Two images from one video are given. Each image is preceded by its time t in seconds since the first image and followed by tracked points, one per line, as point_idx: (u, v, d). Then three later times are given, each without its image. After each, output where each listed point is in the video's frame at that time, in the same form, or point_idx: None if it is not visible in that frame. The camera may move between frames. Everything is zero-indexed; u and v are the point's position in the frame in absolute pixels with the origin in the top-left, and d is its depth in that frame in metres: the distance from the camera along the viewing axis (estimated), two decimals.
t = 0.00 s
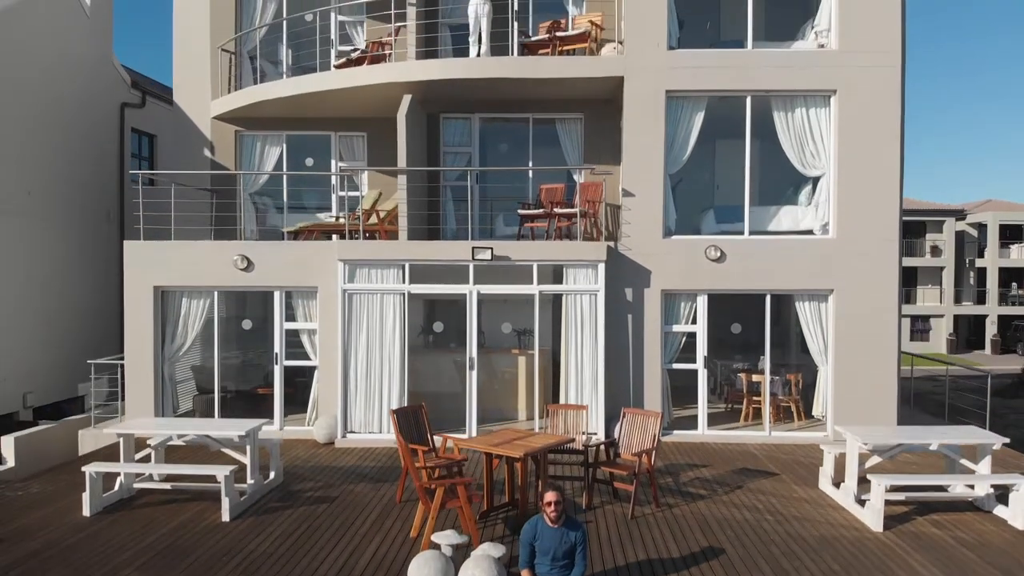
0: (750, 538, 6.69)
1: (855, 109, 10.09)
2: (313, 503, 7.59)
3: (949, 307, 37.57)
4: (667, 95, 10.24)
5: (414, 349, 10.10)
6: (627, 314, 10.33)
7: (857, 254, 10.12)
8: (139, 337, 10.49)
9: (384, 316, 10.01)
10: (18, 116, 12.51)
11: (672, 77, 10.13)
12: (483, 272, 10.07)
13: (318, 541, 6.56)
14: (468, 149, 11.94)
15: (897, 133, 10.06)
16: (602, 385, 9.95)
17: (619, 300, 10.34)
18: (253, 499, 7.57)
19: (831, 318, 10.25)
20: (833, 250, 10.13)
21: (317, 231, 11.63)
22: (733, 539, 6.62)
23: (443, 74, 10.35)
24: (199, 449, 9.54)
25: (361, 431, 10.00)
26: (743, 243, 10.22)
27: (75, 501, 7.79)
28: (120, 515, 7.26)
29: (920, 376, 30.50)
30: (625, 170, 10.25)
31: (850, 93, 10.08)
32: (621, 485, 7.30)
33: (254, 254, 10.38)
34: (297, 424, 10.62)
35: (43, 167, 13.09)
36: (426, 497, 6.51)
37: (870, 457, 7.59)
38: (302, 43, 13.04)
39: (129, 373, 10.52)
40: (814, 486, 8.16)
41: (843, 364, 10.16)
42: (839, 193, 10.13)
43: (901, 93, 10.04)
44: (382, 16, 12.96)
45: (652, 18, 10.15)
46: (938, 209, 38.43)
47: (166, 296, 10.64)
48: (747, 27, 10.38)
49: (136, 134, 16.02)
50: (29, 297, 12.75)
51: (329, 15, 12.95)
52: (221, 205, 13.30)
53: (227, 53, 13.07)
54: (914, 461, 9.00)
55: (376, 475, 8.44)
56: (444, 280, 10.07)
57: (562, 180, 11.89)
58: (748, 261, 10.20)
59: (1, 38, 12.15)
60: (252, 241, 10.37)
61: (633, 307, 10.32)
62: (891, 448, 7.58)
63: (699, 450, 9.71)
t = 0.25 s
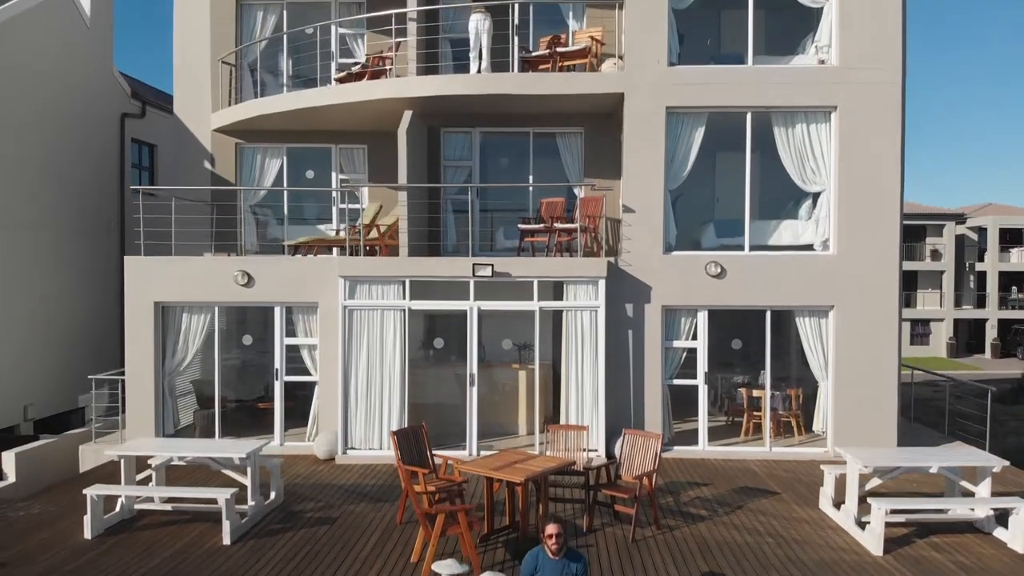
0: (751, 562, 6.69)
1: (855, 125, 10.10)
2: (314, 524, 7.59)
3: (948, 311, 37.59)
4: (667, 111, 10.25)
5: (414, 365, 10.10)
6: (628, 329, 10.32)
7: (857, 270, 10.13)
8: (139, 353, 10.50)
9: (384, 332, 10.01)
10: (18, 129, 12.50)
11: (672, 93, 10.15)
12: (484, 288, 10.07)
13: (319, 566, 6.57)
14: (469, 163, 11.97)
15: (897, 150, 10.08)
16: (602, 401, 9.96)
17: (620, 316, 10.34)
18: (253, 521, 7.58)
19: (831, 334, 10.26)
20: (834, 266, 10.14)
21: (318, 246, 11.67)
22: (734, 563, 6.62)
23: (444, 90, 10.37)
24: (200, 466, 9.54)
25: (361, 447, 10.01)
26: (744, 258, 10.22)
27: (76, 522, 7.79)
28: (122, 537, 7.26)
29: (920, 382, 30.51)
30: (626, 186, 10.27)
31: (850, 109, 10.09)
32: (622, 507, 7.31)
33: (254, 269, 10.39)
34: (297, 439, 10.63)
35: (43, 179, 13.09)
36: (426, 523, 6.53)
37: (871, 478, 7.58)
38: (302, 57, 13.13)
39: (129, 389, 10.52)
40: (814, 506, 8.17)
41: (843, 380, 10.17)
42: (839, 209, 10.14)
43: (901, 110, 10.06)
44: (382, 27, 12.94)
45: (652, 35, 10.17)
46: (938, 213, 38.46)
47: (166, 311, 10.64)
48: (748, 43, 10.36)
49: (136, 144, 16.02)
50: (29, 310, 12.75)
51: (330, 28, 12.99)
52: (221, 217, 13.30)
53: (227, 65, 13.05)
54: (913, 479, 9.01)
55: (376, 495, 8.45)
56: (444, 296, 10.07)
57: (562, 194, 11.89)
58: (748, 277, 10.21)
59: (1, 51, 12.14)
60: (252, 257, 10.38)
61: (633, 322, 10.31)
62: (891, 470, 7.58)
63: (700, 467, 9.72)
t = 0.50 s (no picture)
0: None
1: (855, 139, 10.11)
2: (315, 544, 7.60)
3: (949, 315, 37.59)
4: (667, 125, 10.25)
5: (415, 380, 10.09)
6: (628, 343, 10.32)
7: (857, 284, 10.14)
8: (140, 367, 10.51)
9: (385, 347, 10.01)
10: (18, 140, 12.50)
11: (672, 107, 10.16)
12: (484, 303, 10.07)
13: None
14: (468, 175, 11.97)
15: (897, 164, 10.08)
16: (603, 416, 9.96)
17: (620, 330, 10.33)
18: (254, 540, 7.58)
19: (831, 349, 10.26)
20: (834, 281, 10.15)
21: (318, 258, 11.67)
22: None
23: (445, 104, 10.38)
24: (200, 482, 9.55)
25: (361, 462, 10.03)
26: (744, 272, 10.23)
27: (77, 540, 7.80)
28: (123, 557, 7.26)
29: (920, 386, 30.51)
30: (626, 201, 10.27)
31: (850, 123, 10.10)
32: (623, 527, 7.31)
33: (255, 283, 10.40)
34: (297, 453, 10.63)
35: (43, 190, 13.09)
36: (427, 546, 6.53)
37: (871, 498, 7.59)
38: (303, 68, 13.14)
39: (130, 403, 10.53)
40: (815, 524, 8.18)
41: (843, 395, 10.17)
42: (840, 223, 10.14)
43: (901, 124, 10.06)
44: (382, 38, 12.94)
45: (652, 49, 10.18)
46: (938, 217, 38.46)
47: (167, 324, 10.64)
48: (749, 57, 10.36)
49: (136, 153, 16.02)
50: (29, 321, 12.76)
51: (330, 39, 13.00)
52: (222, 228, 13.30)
53: (228, 77, 13.04)
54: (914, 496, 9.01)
55: (377, 513, 8.46)
56: (444, 311, 10.06)
57: (563, 207, 11.89)
58: (748, 291, 10.21)
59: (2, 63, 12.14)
60: (253, 271, 10.39)
61: (633, 336, 10.31)
62: (892, 490, 7.58)
63: (700, 482, 9.72)
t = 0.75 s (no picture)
0: None
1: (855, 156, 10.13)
2: (315, 566, 7.60)
3: (949, 319, 37.60)
4: (667, 141, 10.27)
5: (415, 396, 10.09)
6: (629, 360, 10.32)
7: (857, 301, 10.15)
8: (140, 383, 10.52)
9: (385, 364, 10.02)
10: (19, 153, 12.49)
11: (672, 124, 10.18)
12: (485, 320, 10.06)
13: None
14: (469, 189, 12.00)
15: (897, 181, 10.09)
16: (604, 433, 9.95)
17: (621, 346, 10.32)
18: (255, 562, 7.59)
19: (832, 365, 10.27)
20: (834, 297, 10.16)
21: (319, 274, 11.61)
22: None
23: (445, 121, 10.42)
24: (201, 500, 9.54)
25: (362, 479, 10.03)
26: (744, 288, 10.24)
27: (78, 561, 7.81)
28: None
29: (920, 392, 30.50)
30: (626, 217, 10.29)
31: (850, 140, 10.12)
32: (624, 551, 7.31)
33: (256, 299, 10.41)
34: (297, 469, 10.63)
35: (44, 203, 13.09)
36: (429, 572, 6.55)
37: (871, 520, 7.59)
38: (303, 79, 13.09)
39: (131, 419, 10.54)
40: (815, 544, 8.19)
41: (843, 411, 10.19)
42: (840, 239, 10.16)
43: (901, 141, 10.07)
44: (383, 51, 12.95)
45: (652, 66, 10.21)
46: (938, 221, 38.47)
47: (167, 340, 10.65)
48: (749, 73, 10.37)
49: (136, 164, 16.03)
50: (29, 334, 12.76)
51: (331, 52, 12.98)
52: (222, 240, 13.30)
53: (228, 89, 13.02)
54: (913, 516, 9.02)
55: (378, 533, 8.46)
56: (445, 328, 10.06)
57: (563, 221, 11.89)
58: (748, 308, 10.22)
59: (3, 76, 12.13)
60: (253, 287, 10.40)
61: (634, 352, 10.31)
62: (892, 512, 7.59)
63: (700, 500, 9.72)
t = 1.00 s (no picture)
0: None
1: (856, 171, 10.13)
2: None
3: (949, 323, 37.61)
4: (667, 156, 10.29)
5: (416, 411, 10.11)
6: (630, 374, 10.31)
7: (858, 316, 10.16)
8: (141, 398, 10.53)
9: (386, 379, 10.02)
10: (20, 166, 12.50)
11: (672, 139, 10.21)
12: (485, 335, 10.05)
13: None
14: (470, 202, 12.02)
15: (898, 196, 10.09)
16: (604, 448, 9.93)
17: (621, 360, 10.32)
18: None
19: (832, 380, 10.28)
20: (834, 312, 10.17)
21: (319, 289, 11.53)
22: None
23: (446, 135, 10.45)
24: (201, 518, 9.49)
25: (363, 494, 10.04)
26: (744, 303, 10.25)
27: None
28: None
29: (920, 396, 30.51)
30: (627, 232, 10.30)
31: (850, 155, 10.13)
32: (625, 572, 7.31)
33: (256, 314, 10.41)
34: (298, 483, 10.62)
35: (45, 215, 13.09)
36: None
37: (872, 541, 7.58)
38: (304, 90, 13.07)
39: (131, 433, 10.55)
40: (815, 563, 8.19)
41: (843, 426, 10.20)
42: (841, 254, 10.16)
43: (902, 156, 10.07)
44: (384, 63, 12.97)
45: (653, 81, 10.22)
46: (938, 224, 38.46)
47: (168, 355, 10.65)
48: (750, 86, 10.36)
49: (137, 174, 16.03)
50: (30, 346, 12.77)
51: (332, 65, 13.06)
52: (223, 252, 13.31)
53: (228, 101, 13.02)
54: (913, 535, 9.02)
55: (378, 551, 8.47)
56: (445, 344, 10.05)
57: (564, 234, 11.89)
58: (748, 323, 10.23)
59: (3, 89, 12.12)
60: (254, 302, 10.40)
61: (634, 367, 10.31)
62: (893, 533, 7.58)
63: (701, 516, 9.72)
